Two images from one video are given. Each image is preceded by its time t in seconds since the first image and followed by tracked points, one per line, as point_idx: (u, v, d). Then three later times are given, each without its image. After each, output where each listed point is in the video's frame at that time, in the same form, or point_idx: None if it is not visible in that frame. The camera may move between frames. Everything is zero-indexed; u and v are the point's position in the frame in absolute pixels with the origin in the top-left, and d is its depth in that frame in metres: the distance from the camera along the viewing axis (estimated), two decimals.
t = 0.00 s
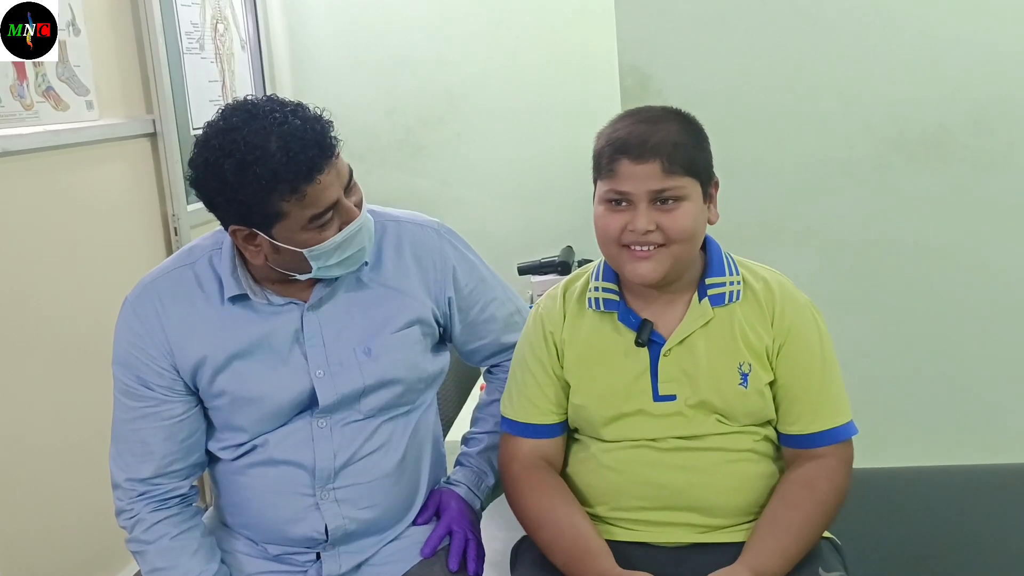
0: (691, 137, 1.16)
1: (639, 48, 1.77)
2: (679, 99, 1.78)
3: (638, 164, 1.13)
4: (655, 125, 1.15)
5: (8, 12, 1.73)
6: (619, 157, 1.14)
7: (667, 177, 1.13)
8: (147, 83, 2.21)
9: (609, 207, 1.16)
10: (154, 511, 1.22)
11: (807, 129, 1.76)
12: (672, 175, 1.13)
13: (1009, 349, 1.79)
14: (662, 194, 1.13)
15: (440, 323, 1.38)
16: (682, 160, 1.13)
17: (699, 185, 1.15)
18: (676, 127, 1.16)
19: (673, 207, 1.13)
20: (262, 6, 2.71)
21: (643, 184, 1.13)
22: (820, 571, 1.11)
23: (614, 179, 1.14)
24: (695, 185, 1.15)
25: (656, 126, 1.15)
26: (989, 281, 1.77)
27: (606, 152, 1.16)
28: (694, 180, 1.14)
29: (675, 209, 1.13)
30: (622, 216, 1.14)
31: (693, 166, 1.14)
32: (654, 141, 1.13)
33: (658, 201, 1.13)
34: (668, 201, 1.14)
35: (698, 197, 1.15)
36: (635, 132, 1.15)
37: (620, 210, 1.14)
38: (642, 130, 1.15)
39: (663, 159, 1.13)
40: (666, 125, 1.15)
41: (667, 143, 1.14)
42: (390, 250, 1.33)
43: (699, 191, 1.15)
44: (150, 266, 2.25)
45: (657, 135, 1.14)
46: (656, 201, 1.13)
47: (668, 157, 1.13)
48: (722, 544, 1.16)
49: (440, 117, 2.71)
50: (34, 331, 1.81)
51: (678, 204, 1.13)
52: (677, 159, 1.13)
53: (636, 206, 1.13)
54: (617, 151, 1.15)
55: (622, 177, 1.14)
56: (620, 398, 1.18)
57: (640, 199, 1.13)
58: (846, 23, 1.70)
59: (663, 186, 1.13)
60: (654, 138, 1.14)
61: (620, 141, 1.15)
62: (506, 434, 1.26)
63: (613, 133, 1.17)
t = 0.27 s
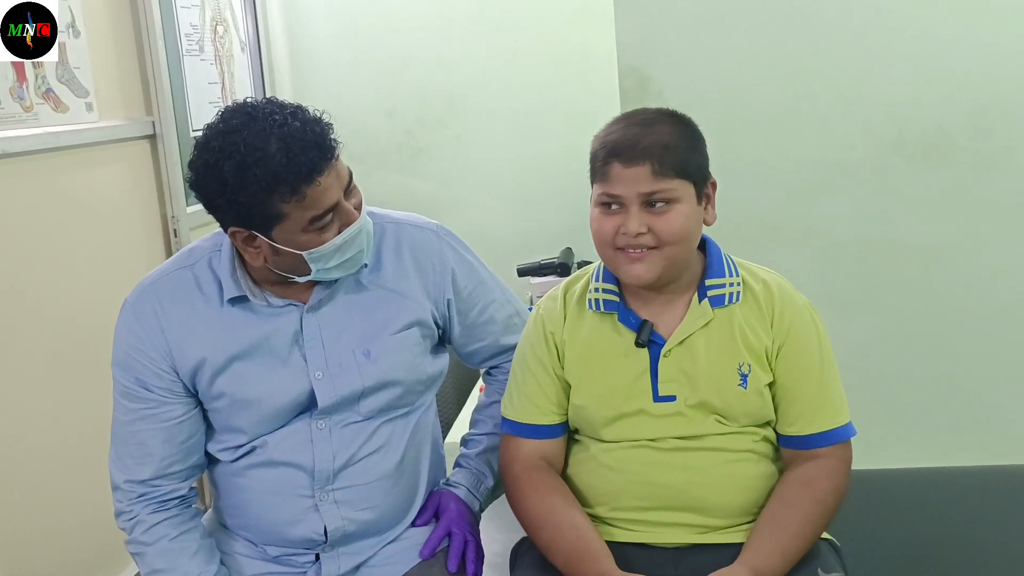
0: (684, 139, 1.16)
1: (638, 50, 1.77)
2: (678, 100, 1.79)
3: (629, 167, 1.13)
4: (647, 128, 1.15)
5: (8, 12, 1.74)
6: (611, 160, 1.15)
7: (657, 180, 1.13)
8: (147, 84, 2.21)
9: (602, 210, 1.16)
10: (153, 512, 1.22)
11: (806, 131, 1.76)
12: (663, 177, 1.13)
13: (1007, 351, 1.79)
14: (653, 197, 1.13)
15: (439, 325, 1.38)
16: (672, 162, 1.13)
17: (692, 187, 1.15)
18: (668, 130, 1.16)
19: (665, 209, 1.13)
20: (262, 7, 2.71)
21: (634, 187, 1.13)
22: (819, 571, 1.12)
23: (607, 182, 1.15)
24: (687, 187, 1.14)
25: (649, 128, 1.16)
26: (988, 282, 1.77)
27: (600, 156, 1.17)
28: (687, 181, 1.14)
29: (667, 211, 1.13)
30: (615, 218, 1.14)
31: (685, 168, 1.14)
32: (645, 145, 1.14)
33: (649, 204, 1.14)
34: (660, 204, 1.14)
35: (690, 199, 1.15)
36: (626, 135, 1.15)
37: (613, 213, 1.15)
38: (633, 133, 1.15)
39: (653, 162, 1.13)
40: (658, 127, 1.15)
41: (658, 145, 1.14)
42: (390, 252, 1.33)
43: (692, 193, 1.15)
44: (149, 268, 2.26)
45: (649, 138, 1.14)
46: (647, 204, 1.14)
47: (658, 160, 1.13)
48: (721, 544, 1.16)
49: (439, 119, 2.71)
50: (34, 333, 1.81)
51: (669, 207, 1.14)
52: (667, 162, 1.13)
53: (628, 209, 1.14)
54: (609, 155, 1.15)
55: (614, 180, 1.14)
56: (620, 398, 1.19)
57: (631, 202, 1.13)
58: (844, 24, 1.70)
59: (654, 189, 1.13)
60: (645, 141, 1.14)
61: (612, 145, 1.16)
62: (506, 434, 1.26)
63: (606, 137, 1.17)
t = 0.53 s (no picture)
0: (682, 143, 1.16)
1: (638, 53, 1.77)
2: (679, 103, 1.79)
3: (624, 171, 1.13)
4: (644, 132, 1.15)
5: (8, 12, 1.74)
6: (608, 165, 1.15)
7: (653, 185, 1.13)
8: (149, 86, 2.22)
9: (600, 214, 1.17)
10: (154, 514, 1.22)
11: (807, 133, 1.77)
12: (658, 182, 1.13)
13: (1007, 352, 1.79)
14: (648, 201, 1.13)
15: (439, 328, 1.38)
16: (668, 167, 1.13)
17: (689, 192, 1.15)
18: (666, 134, 1.16)
19: (660, 214, 1.14)
20: (263, 10, 2.72)
21: (629, 192, 1.13)
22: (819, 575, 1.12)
23: (604, 186, 1.15)
24: (683, 192, 1.14)
25: (647, 132, 1.16)
26: (989, 284, 1.77)
27: (598, 160, 1.17)
28: (683, 186, 1.14)
29: (662, 216, 1.13)
30: (610, 222, 1.15)
31: (682, 173, 1.14)
32: (641, 149, 1.14)
33: (644, 208, 1.14)
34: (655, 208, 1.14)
35: (687, 203, 1.15)
36: (624, 140, 1.15)
37: (609, 217, 1.15)
38: (631, 137, 1.15)
39: (648, 167, 1.13)
40: (656, 131, 1.15)
41: (655, 150, 1.14)
42: (391, 255, 1.33)
43: (688, 198, 1.15)
44: (151, 270, 2.26)
45: (645, 142, 1.14)
46: (643, 208, 1.14)
47: (654, 164, 1.13)
48: (721, 547, 1.16)
49: (440, 120, 2.72)
50: (36, 335, 1.82)
51: (665, 211, 1.14)
52: (664, 166, 1.13)
53: (623, 213, 1.14)
54: (605, 158, 1.16)
55: (610, 184, 1.15)
56: (620, 401, 1.19)
57: (626, 206, 1.14)
58: (844, 27, 1.71)
59: (649, 193, 1.13)
60: (643, 145, 1.14)
61: (609, 149, 1.16)
62: (507, 437, 1.27)
63: (605, 141, 1.18)
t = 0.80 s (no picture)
0: (683, 146, 1.16)
1: (643, 53, 1.77)
2: (682, 104, 1.79)
3: (631, 179, 1.13)
4: (644, 138, 1.15)
5: (9, 12, 1.72)
6: (612, 174, 1.15)
7: (662, 190, 1.12)
8: (154, 88, 2.22)
9: (609, 224, 1.16)
10: (158, 515, 1.23)
11: (811, 134, 1.76)
12: (666, 186, 1.13)
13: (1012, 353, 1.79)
14: (658, 206, 1.13)
15: (444, 329, 1.38)
16: (672, 169, 1.13)
17: (695, 192, 1.15)
18: (664, 136, 1.15)
19: (670, 217, 1.13)
20: (267, 10, 2.72)
21: (638, 199, 1.13)
22: None
23: (610, 196, 1.15)
24: (690, 192, 1.14)
25: (646, 137, 1.15)
26: (993, 284, 1.77)
27: (599, 169, 1.17)
28: (689, 187, 1.14)
29: (673, 220, 1.13)
30: (622, 231, 1.14)
31: (687, 175, 1.14)
32: (644, 155, 1.13)
33: (654, 214, 1.14)
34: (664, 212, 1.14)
35: (694, 203, 1.15)
36: (623, 147, 1.15)
37: (619, 226, 1.15)
38: (629, 143, 1.15)
39: (654, 171, 1.13)
40: (653, 135, 1.15)
41: (657, 154, 1.14)
42: (395, 257, 1.34)
43: (695, 198, 1.15)
44: (155, 271, 2.26)
45: (646, 148, 1.14)
46: (653, 214, 1.14)
47: (660, 169, 1.13)
48: (726, 549, 1.17)
49: (444, 121, 2.72)
50: (40, 336, 1.82)
51: (675, 214, 1.13)
52: (668, 169, 1.13)
53: (634, 220, 1.14)
54: (609, 167, 1.15)
55: (617, 193, 1.14)
56: (627, 403, 1.19)
57: (636, 213, 1.13)
58: (849, 27, 1.70)
59: (658, 198, 1.13)
60: (643, 150, 1.14)
61: (610, 158, 1.16)
62: (513, 437, 1.27)
63: (604, 150, 1.17)
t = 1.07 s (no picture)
0: (710, 155, 1.16)
1: (646, 53, 1.77)
2: (684, 104, 1.79)
3: (668, 185, 1.13)
4: (676, 143, 1.15)
5: (9, 12, 1.72)
6: (647, 177, 1.14)
7: (697, 199, 1.13)
8: (157, 88, 2.22)
9: (635, 229, 1.16)
10: (162, 514, 1.23)
11: (813, 135, 1.76)
12: (702, 196, 1.14)
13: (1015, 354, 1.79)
14: (692, 215, 1.14)
15: (446, 330, 1.39)
16: (709, 180, 1.14)
17: (723, 202, 1.16)
18: (697, 144, 1.16)
19: (703, 227, 1.15)
20: (270, 10, 2.73)
21: (674, 207, 1.13)
22: None
23: (642, 201, 1.14)
24: (721, 204, 1.16)
25: (678, 144, 1.15)
26: (995, 286, 1.77)
27: (630, 170, 1.16)
28: (720, 197, 1.16)
29: (705, 229, 1.14)
30: (651, 237, 1.15)
31: (718, 185, 1.15)
32: (682, 163, 1.13)
33: (688, 222, 1.14)
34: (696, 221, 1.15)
35: (723, 214, 1.16)
36: (660, 151, 1.15)
37: (647, 232, 1.15)
38: (666, 148, 1.15)
39: (693, 180, 1.13)
40: (689, 141, 1.16)
41: (694, 162, 1.14)
42: (398, 258, 1.34)
43: (723, 208, 1.17)
44: (159, 271, 2.27)
45: (681, 155, 1.14)
46: (686, 222, 1.14)
47: (697, 179, 1.13)
48: (727, 550, 1.17)
49: (446, 121, 2.72)
50: (43, 335, 1.82)
51: (706, 223, 1.15)
52: (705, 179, 1.14)
53: (666, 228, 1.14)
54: (642, 170, 1.15)
55: (651, 198, 1.14)
56: (630, 406, 1.19)
57: (670, 221, 1.14)
58: (852, 28, 1.70)
59: (694, 207, 1.13)
60: (679, 156, 1.14)
61: (646, 160, 1.15)
62: (514, 438, 1.27)
63: (634, 152, 1.16)
